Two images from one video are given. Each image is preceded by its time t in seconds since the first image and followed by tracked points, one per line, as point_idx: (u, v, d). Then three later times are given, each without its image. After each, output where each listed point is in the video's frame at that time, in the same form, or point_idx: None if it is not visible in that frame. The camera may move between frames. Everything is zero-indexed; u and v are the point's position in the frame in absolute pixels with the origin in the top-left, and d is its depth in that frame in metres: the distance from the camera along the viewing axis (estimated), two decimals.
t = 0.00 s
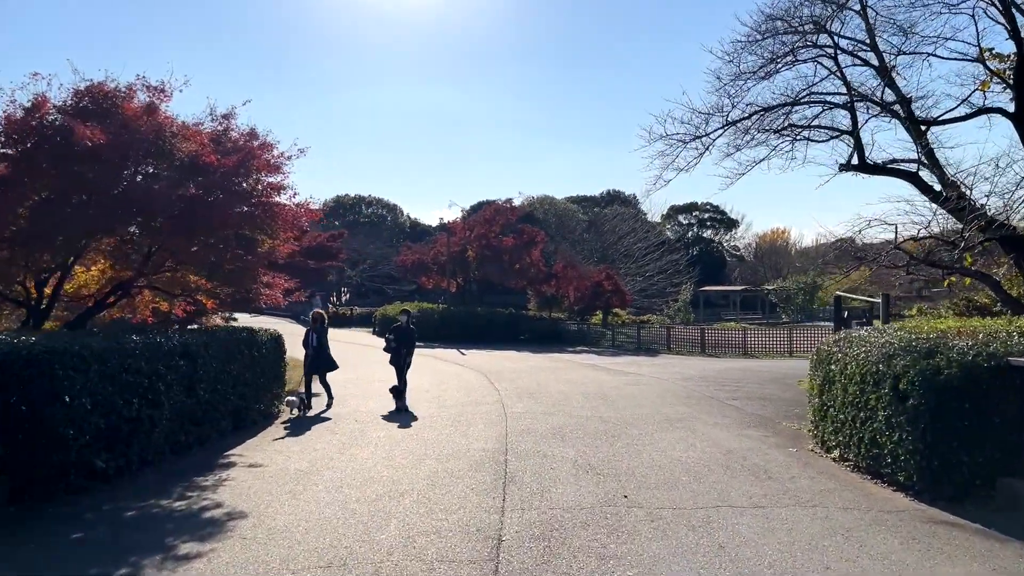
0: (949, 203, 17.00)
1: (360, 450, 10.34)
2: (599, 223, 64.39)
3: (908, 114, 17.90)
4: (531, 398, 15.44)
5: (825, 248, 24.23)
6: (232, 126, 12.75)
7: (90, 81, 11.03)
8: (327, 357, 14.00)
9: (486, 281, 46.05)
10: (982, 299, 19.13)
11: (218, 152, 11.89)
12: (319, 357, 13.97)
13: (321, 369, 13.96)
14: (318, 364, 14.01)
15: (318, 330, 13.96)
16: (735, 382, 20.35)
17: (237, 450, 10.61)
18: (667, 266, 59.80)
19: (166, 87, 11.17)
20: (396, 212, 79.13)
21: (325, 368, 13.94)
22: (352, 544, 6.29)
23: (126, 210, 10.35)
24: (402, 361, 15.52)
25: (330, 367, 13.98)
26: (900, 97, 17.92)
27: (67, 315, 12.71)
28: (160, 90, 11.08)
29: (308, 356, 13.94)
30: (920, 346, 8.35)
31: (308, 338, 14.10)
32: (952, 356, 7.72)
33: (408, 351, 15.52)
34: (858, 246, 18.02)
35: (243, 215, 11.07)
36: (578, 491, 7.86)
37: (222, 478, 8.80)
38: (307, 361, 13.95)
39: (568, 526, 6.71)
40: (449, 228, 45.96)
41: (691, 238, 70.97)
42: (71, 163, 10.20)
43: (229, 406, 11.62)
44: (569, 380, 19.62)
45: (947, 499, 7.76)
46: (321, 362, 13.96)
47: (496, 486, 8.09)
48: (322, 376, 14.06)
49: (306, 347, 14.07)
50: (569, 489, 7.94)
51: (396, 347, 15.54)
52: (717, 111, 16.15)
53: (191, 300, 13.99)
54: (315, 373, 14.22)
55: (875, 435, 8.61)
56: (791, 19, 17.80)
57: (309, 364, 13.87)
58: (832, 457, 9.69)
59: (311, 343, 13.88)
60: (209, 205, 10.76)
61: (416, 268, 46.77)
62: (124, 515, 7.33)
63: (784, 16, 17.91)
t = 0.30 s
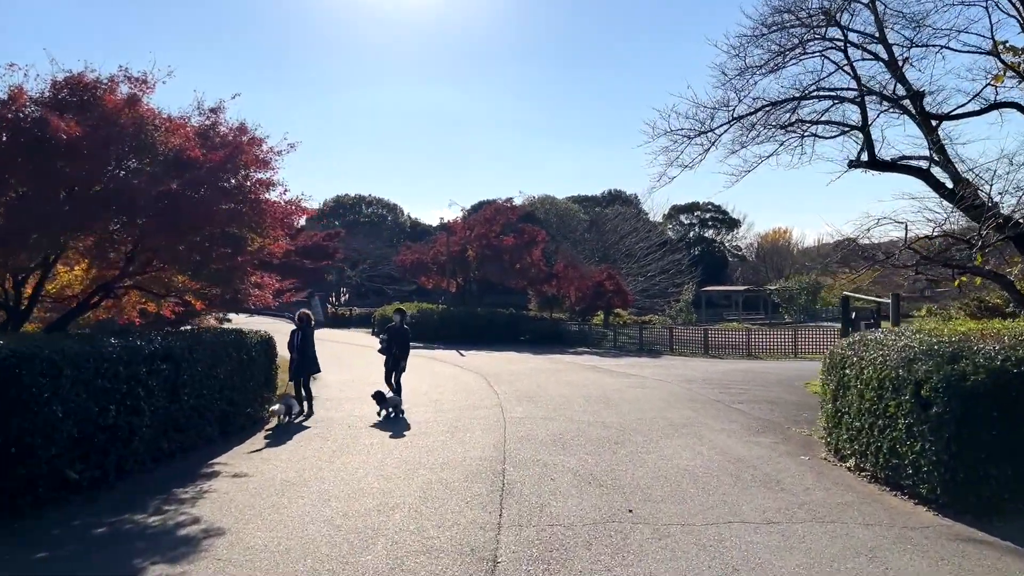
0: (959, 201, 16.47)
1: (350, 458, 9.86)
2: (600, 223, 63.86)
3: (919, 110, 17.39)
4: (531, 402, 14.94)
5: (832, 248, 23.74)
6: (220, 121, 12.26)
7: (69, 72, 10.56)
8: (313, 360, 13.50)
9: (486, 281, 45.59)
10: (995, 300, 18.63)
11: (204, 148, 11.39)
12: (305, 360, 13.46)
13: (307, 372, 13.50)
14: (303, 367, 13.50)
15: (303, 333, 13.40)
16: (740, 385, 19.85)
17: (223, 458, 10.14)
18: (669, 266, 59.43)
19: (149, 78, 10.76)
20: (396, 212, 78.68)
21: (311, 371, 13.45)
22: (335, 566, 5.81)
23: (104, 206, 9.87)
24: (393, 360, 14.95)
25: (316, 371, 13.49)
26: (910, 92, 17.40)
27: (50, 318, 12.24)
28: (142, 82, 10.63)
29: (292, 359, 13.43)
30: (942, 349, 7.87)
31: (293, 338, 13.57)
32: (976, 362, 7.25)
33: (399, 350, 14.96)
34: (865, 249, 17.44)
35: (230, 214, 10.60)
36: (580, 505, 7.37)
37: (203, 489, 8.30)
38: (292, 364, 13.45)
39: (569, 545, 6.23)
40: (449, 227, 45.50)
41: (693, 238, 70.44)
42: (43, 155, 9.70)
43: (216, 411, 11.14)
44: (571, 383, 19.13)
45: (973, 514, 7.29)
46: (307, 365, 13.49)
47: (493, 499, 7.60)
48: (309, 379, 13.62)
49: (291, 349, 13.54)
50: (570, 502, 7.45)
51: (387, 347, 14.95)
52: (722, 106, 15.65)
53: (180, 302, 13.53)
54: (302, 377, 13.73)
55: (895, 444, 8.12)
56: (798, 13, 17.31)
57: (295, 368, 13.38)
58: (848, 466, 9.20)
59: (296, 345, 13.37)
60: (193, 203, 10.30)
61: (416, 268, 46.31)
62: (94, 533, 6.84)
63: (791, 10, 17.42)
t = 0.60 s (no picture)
0: (969, 196, 15.94)
1: (339, 462, 9.40)
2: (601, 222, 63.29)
3: (928, 103, 16.91)
4: (529, 403, 14.46)
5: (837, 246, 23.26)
6: (206, 110, 11.79)
7: (46, 57, 10.11)
8: (300, 359, 13.01)
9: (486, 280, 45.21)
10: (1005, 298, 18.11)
11: (187, 138, 10.93)
12: (292, 360, 12.99)
13: (294, 372, 13.01)
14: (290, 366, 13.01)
15: (290, 331, 12.94)
16: (744, 385, 19.38)
17: (206, 462, 9.69)
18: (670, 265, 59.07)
19: (129, 63, 10.31)
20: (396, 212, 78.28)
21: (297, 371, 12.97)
22: None
23: (79, 198, 9.44)
24: (384, 361, 14.51)
25: (302, 370, 12.99)
26: (920, 85, 16.91)
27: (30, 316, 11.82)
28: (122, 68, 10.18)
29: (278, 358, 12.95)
30: (965, 347, 7.40)
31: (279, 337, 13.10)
32: (1003, 359, 6.78)
33: (391, 351, 14.50)
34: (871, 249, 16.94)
35: (213, 207, 10.13)
36: (580, 514, 6.90)
37: (180, 496, 7.83)
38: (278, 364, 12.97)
39: (568, 558, 5.76)
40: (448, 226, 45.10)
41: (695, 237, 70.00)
42: (15, 143, 9.25)
43: (200, 412, 10.69)
44: (571, 383, 18.66)
45: (999, 523, 6.82)
46: (294, 364, 13.00)
47: (486, 507, 7.13)
48: (296, 379, 13.13)
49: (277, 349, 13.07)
50: (569, 510, 6.98)
51: (378, 347, 14.48)
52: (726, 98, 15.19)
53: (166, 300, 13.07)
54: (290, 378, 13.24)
55: (913, 447, 7.66)
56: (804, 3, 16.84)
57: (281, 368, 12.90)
58: (862, 471, 8.73)
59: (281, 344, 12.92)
60: (174, 195, 9.84)
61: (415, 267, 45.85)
62: (57, 544, 6.37)
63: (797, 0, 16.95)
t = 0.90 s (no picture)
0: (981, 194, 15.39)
1: (326, 474, 8.89)
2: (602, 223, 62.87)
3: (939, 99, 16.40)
4: (528, 408, 13.95)
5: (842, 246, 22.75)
6: (191, 104, 11.31)
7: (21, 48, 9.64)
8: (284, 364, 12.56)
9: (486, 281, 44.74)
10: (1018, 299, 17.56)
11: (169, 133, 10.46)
12: (276, 365, 12.51)
13: (280, 377, 12.56)
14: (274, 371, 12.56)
15: (273, 335, 12.43)
16: (749, 389, 18.89)
17: (187, 473, 9.21)
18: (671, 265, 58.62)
19: (107, 54, 9.86)
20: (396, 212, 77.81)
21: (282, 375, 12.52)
22: None
23: (52, 195, 8.97)
24: (369, 366, 14.00)
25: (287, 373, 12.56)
26: (930, 81, 16.40)
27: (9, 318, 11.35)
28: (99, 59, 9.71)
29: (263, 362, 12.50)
30: (992, 353, 6.91)
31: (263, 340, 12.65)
32: None
33: (376, 356, 14.00)
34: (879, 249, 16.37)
35: (194, 205, 9.66)
36: (582, 534, 6.40)
37: (154, 512, 7.34)
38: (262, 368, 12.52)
39: None
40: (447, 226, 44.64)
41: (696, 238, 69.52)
42: None
43: (183, 420, 10.21)
44: (572, 386, 18.16)
45: None
46: (280, 369, 12.54)
47: (481, 526, 6.62)
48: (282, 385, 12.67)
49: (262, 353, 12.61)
50: (570, 530, 6.48)
51: (363, 352, 13.96)
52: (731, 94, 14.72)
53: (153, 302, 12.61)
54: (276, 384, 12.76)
55: (937, 461, 7.16)
56: None
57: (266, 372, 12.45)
58: (881, 485, 8.23)
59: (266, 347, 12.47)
60: (154, 192, 9.37)
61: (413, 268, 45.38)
62: (14, 567, 5.88)
63: None
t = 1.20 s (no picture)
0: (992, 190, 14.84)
1: (314, 483, 8.41)
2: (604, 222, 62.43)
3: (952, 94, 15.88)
4: (528, 412, 13.46)
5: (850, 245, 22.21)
6: (178, 95, 10.88)
7: None
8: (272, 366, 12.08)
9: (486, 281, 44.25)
10: None
11: (153, 125, 10.02)
12: (264, 367, 12.03)
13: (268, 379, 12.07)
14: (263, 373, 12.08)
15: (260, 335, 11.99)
16: (756, 391, 18.39)
17: (170, 482, 8.74)
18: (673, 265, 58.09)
19: (84, 40, 9.41)
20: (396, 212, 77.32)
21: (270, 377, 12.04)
22: None
23: (27, 188, 8.51)
24: (356, 369, 13.42)
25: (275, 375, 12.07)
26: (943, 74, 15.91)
27: None
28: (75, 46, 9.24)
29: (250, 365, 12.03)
30: None
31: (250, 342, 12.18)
32: None
33: (361, 357, 13.39)
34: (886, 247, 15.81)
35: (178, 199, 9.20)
36: (586, 551, 5.92)
37: (128, 526, 6.87)
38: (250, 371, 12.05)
39: None
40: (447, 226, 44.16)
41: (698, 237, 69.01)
42: None
43: (167, 426, 9.74)
44: (574, 388, 17.66)
45: None
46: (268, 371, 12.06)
47: (478, 542, 6.13)
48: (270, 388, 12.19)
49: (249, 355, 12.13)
50: (572, 547, 6.00)
51: (349, 354, 13.40)
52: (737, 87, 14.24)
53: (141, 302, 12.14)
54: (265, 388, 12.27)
55: (968, 471, 6.67)
56: None
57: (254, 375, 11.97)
58: (905, 496, 7.73)
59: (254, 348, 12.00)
60: (134, 186, 8.92)
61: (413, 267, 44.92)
62: None
63: None
